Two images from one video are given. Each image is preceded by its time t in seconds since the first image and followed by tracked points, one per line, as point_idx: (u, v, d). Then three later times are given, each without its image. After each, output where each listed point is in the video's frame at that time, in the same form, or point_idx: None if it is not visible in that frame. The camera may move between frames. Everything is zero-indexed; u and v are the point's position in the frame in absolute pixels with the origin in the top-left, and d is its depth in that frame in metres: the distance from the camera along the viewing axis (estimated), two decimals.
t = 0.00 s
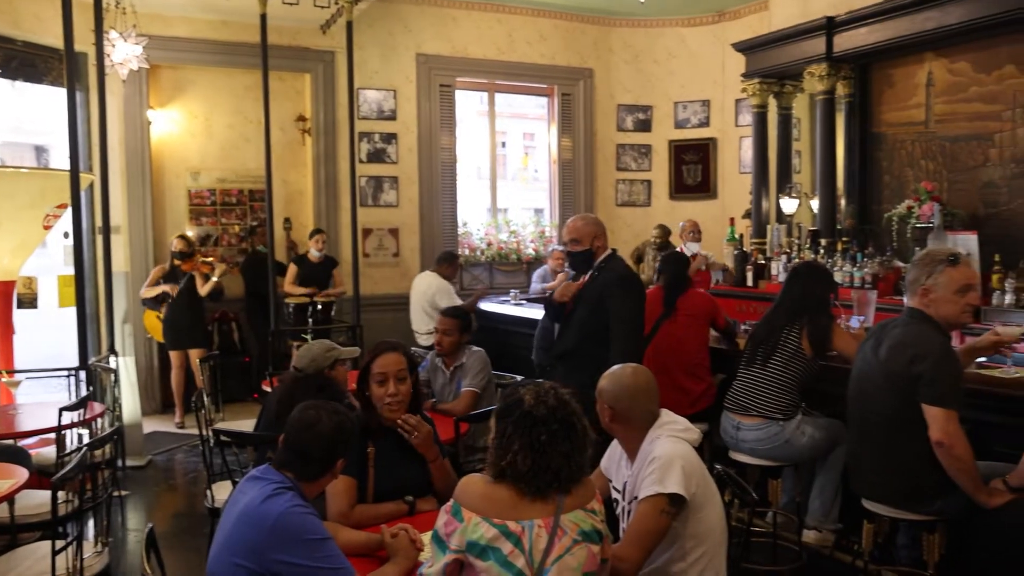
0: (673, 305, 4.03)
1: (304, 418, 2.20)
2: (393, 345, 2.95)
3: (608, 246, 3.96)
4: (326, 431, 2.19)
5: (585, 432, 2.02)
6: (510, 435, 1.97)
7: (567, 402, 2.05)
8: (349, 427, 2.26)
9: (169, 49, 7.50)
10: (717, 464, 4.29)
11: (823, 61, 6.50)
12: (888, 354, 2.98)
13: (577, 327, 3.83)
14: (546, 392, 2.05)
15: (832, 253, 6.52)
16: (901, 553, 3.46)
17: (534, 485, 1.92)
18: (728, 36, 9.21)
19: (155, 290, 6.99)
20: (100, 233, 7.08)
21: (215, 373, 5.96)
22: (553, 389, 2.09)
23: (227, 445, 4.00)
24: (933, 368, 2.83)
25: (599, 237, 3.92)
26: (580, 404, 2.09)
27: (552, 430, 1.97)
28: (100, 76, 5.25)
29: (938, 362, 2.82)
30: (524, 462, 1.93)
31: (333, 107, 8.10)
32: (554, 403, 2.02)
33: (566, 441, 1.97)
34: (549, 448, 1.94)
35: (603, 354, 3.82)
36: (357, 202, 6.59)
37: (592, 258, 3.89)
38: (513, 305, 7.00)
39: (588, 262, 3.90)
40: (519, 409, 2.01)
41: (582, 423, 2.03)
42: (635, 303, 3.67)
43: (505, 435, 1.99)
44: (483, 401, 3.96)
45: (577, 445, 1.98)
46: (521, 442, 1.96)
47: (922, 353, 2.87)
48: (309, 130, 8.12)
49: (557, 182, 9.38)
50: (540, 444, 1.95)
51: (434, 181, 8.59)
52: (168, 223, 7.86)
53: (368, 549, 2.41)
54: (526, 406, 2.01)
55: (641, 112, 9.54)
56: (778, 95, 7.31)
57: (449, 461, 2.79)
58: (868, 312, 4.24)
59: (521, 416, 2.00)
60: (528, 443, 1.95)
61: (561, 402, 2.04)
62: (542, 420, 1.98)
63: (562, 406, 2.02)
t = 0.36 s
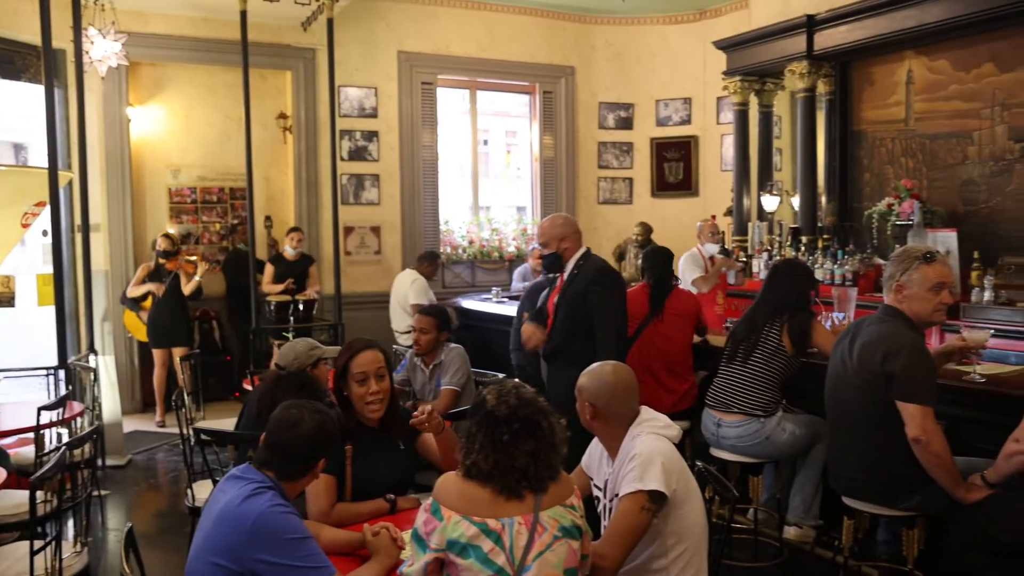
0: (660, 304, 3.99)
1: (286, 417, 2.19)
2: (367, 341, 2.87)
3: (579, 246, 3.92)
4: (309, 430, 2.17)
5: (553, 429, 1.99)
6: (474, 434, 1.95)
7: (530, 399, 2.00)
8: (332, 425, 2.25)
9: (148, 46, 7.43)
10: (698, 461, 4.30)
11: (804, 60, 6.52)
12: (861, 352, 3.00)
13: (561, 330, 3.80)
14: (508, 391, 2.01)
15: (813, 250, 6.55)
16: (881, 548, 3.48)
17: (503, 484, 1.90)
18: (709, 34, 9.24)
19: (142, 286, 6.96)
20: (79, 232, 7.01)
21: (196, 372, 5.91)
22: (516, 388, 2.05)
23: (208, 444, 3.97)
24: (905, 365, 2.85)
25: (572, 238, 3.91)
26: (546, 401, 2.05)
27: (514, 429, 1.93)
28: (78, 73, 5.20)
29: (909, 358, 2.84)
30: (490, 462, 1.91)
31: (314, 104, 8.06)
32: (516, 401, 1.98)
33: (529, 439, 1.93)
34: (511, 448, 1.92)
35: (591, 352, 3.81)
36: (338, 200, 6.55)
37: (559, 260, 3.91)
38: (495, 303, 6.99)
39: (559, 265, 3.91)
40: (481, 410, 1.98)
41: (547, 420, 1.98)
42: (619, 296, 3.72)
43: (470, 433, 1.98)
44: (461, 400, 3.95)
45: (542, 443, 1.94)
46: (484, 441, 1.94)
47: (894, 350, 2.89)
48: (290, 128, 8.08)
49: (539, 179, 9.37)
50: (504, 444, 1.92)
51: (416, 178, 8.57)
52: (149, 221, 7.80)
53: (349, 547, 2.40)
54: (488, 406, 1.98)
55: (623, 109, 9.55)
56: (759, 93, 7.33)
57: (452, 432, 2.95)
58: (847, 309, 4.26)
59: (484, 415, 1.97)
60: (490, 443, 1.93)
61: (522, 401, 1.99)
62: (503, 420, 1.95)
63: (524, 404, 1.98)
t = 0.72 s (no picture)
0: (654, 300, 4.03)
1: (268, 415, 2.18)
2: (340, 341, 2.86)
3: (537, 245, 4.07)
4: (290, 429, 2.16)
5: (531, 431, 1.97)
6: (449, 435, 1.94)
7: (507, 401, 1.97)
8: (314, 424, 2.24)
9: (127, 42, 7.36)
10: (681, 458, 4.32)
11: (785, 58, 6.55)
12: (842, 350, 3.01)
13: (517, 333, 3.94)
14: (485, 393, 1.98)
15: (796, 247, 6.58)
16: (863, 543, 3.50)
17: (482, 483, 1.89)
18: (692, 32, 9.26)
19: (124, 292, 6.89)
20: (58, 230, 6.94)
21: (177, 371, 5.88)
22: (493, 389, 2.01)
23: (189, 443, 3.94)
24: (886, 362, 2.87)
25: (535, 237, 4.07)
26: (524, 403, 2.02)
27: (491, 431, 1.92)
28: (56, 70, 5.14)
29: (890, 355, 2.87)
30: (466, 461, 1.90)
31: (296, 102, 8.02)
32: (492, 404, 1.95)
33: (507, 441, 1.92)
34: (488, 449, 1.90)
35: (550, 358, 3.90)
36: (321, 198, 6.51)
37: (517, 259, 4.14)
38: (479, 301, 6.99)
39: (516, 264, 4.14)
40: (458, 411, 1.96)
41: (524, 422, 1.96)
42: (565, 305, 3.77)
43: (447, 434, 1.96)
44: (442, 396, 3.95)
45: (519, 445, 1.93)
46: (459, 442, 1.92)
47: (875, 347, 2.91)
48: (272, 126, 8.04)
49: (523, 177, 9.37)
50: (479, 445, 1.91)
51: (399, 175, 8.54)
52: (129, 220, 7.75)
53: (330, 547, 2.39)
54: (465, 407, 1.95)
55: (606, 107, 9.55)
56: (741, 91, 7.36)
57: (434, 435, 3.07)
58: (829, 305, 4.29)
59: (461, 416, 1.95)
60: (466, 444, 1.91)
61: (499, 403, 1.96)
62: (480, 421, 1.93)
63: (501, 406, 1.95)
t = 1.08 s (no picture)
0: (641, 298, 4.04)
1: (224, 410, 2.16)
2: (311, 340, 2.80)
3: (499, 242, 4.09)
4: (246, 421, 2.14)
5: (507, 429, 1.96)
6: (426, 432, 1.94)
7: (482, 398, 1.96)
8: (274, 416, 2.20)
9: (102, 37, 7.27)
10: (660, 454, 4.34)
11: (764, 56, 6.60)
12: (820, 345, 3.03)
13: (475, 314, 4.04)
14: (460, 389, 1.97)
15: (773, 245, 6.63)
16: (838, 539, 3.53)
17: (458, 480, 1.89)
18: (671, 30, 9.29)
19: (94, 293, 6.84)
20: (31, 227, 6.85)
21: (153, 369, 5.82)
22: (469, 386, 2.00)
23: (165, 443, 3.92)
24: (864, 357, 2.90)
25: (498, 237, 4.11)
26: (499, 400, 2.02)
27: (465, 427, 1.91)
28: (29, 63, 5.07)
29: (868, 351, 2.89)
30: (441, 458, 1.90)
31: (275, 98, 7.96)
32: (468, 400, 1.94)
33: (482, 437, 1.92)
34: (462, 445, 1.90)
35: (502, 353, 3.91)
36: (299, 195, 6.47)
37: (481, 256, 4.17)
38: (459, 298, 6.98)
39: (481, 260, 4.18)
40: (434, 408, 1.95)
41: (499, 419, 1.96)
42: (503, 299, 3.77)
43: (423, 430, 1.96)
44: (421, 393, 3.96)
45: (495, 441, 1.93)
46: (436, 439, 1.92)
47: (853, 343, 2.94)
48: (250, 122, 7.99)
49: (502, 174, 9.37)
50: (455, 441, 1.90)
51: (378, 172, 8.52)
52: (104, 217, 7.67)
53: (307, 546, 2.38)
54: (441, 404, 1.94)
55: (586, 105, 9.58)
56: (720, 89, 7.39)
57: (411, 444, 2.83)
58: (806, 302, 4.33)
59: (436, 413, 1.94)
60: (441, 441, 1.91)
61: (474, 399, 1.95)
62: (455, 417, 1.92)
63: (476, 402, 1.94)
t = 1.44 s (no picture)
0: (616, 296, 4.04)
1: (180, 411, 2.12)
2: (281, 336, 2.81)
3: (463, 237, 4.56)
4: (202, 421, 2.10)
5: (474, 427, 1.94)
6: (399, 429, 1.93)
7: (455, 394, 1.95)
8: (232, 413, 2.16)
9: (71, 32, 7.17)
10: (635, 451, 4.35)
11: (737, 54, 6.64)
12: (794, 342, 3.05)
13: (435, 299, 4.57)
14: (432, 387, 1.95)
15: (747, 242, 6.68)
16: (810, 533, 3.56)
17: (431, 477, 1.88)
18: (646, 29, 9.32)
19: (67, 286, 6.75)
20: None
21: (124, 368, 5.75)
22: (441, 383, 1.99)
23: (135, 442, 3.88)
24: (839, 354, 2.93)
25: (458, 232, 4.60)
26: (471, 396, 2.00)
27: (439, 424, 1.90)
28: None
29: (842, 348, 2.92)
30: (413, 456, 1.89)
31: (248, 95, 7.90)
32: (440, 397, 1.92)
33: (452, 435, 1.90)
34: (434, 443, 1.89)
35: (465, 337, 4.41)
36: (272, 192, 6.43)
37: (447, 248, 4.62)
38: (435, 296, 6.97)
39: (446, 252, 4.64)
40: (407, 406, 1.94)
41: (473, 416, 1.95)
42: (463, 285, 4.28)
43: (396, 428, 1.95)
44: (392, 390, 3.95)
45: (467, 438, 1.92)
46: (408, 437, 1.91)
47: (827, 340, 2.96)
48: (223, 119, 7.93)
49: (478, 172, 9.36)
50: (427, 439, 1.90)
51: (353, 169, 8.48)
52: (74, 214, 7.57)
53: (279, 546, 2.36)
54: (413, 402, 1.93)
55: (561, 103, 9.59)
56: (694, 88, 7.43)
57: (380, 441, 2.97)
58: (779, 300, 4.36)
59: (408, 411, 1.93)
60: (414, 439, 1.90)
61: (447, 396, 1.93)
62: (427, 414, 1.91)
63: (449, 399, 1.93)
